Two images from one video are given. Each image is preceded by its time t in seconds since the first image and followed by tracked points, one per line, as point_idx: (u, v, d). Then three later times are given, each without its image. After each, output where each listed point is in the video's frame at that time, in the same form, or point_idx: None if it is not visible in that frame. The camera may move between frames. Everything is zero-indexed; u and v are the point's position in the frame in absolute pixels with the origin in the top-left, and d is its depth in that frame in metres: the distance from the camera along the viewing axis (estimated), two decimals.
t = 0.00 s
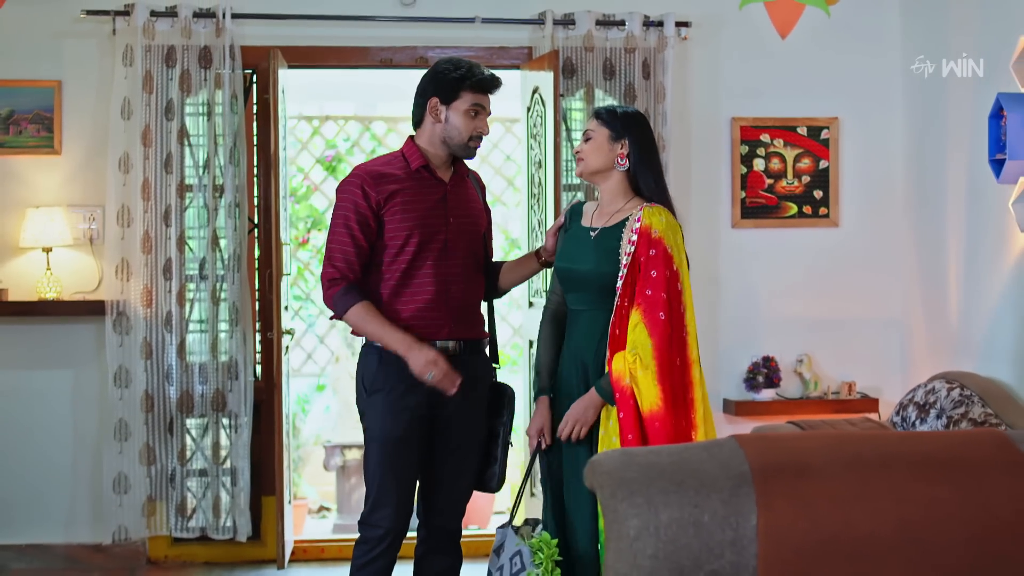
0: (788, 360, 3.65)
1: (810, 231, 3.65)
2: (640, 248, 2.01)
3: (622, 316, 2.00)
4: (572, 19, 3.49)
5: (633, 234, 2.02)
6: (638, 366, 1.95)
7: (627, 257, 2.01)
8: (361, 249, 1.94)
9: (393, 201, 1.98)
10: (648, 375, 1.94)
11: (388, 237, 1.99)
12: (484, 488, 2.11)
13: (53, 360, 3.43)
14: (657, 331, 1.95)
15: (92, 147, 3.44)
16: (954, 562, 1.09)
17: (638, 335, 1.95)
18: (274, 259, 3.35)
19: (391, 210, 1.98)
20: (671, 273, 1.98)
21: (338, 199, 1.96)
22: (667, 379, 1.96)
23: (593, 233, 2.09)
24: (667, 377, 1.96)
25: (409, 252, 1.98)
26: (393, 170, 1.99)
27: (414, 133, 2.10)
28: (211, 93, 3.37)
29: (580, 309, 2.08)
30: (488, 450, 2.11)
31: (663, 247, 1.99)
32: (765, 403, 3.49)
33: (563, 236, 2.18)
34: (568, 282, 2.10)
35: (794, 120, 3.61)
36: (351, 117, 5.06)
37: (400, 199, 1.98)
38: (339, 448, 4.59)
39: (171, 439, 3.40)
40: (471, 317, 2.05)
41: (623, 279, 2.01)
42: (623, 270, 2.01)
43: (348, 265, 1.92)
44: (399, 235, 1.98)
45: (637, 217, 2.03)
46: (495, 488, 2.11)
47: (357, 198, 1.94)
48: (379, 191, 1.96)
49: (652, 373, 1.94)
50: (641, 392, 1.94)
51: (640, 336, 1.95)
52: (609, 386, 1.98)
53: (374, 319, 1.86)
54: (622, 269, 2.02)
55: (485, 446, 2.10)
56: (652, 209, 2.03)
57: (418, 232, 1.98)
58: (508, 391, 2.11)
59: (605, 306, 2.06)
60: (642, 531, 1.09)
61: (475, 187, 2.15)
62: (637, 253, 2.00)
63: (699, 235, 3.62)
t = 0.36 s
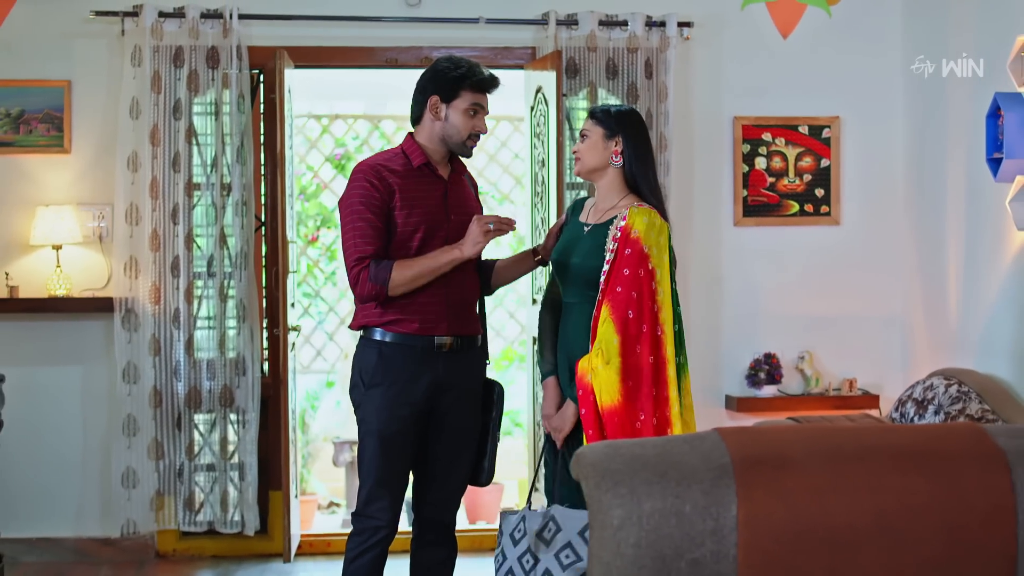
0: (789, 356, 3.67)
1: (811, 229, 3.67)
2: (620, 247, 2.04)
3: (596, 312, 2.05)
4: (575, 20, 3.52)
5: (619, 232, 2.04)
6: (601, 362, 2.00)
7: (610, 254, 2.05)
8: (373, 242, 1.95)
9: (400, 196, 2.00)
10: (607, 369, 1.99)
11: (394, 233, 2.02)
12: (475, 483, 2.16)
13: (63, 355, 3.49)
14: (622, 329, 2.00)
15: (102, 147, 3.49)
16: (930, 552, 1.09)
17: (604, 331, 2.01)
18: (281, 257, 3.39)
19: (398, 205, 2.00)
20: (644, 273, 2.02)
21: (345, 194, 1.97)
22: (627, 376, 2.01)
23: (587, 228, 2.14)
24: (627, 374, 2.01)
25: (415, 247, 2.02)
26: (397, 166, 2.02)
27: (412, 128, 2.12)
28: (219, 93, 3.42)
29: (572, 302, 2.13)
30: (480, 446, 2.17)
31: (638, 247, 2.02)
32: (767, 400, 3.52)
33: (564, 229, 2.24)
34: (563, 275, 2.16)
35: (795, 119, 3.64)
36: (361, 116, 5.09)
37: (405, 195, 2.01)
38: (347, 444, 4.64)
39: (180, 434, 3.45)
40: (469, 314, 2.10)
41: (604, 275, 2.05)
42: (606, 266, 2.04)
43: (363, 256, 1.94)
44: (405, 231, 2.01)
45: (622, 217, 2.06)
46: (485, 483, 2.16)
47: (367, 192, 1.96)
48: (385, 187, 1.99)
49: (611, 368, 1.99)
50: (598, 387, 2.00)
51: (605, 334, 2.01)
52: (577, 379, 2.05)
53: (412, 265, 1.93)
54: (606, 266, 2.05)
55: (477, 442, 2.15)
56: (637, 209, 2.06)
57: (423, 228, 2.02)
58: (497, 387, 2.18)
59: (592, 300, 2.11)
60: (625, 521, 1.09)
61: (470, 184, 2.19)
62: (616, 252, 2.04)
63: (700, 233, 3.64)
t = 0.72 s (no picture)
0: (797, 351, 3.68)
1: (819, 225, 3.68)
2: (638, 242, 2.06)
3: (610, 306, 2.06)
4: (585, 18, 3.54)
5: (637, 227, 2.07)
6: (620, 354, 2.01)
7: (628, 248, 2.07)
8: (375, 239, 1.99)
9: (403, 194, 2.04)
10: (625, 362, 2.00)
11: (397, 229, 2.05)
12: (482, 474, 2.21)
13: (79, 349, 3.54)
14: (643, 322, 2.02)
15: (117, 144, 3.54)
16: (916, 540, 1.12)
17: (623, 325, 2.02)
18: (293, 252, 3.43)
19: (401, 202, 2.04)
20: (662, 268, 2.04)
21: (349, 191, 2.01)
22: (647, 369, 2.03)
23: (598, 223, 2.15)
24: (647, 367, 2.03)
25: (418, 243, 2.05)
26: (402, 163, 2.05)
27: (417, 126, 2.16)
28: (233, 91, 3.47)
29: (580, 295, 2.15)
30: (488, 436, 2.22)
31: (657, 242, 2.05)
32: (774, 394, 3.54)
33: (569, 226, 2.25)
34: (570, 270, 2.17)
35: (803, 116, 3.64)
36: (376, 113, 5.10)
37: (409, 192, 2.04)
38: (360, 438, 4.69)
39: (193, 428, 3.50)
40: (473, 309, 2.13)
41: (621, 269, 2.06)
42: (623, 259, 2.06)
43: (364, 254, 1.98)
44: (408, 227, 2.05)
45: (639, 213, 2.09)
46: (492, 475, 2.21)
47: (370, 189, 1.99)
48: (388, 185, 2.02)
49: (630, 362, 2.00)
50: (617, 380, 2.00)
51: (624, 325, 2.02)
52: (592, 374, 2.05)
53: (415, 269, 1.98)
54: (621, 260, 2.07)
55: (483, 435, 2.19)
56: (655, 205, 2.09)
57: (426, 225, 2.05)
58: (507, 378, 2.22)
59: (602, 293, 2.12)
60: (617, 509, 1.11)
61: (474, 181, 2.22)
62: (633, 247, 2.06)
63: (709, 229, 3.66)
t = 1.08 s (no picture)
0: (801, 348, 3.70)
1: (823, 223, 3.70)
2: (638, 240, 2.09)
3: (610, 303, 2.10)
4: (590, 18, 3.57)
5: (636, 225, 2.11)
6: (619, 351, 2.04)
7: (628, 246, 2.10)
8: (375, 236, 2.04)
9: (403, 192, 2.07)
10: (625, 360, 2.04)
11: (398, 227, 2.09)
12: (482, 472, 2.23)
13: (90, 346, 3.59)
14: (642, 320, 2.05)
15: (128, 143, 3.58)
16: (896, 532, 1.15)
17: (623, 322, 2.05)
18: (301, 250, 3.48)
19: (401, 201, 2.07)
20: (662, 266, 2.07)
21: (350, 190, 2.06)
22: (646, 367, 2.06)
23: (598, 223, 2.18)
24: (646, 364, 2.06)
25: (418, 242, 2.09)
26: (403, 162, 2.09)
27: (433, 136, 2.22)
28: (242, 90, 3.51)
29: (579, 292, 2.18)
30: (488, 434, 2.24)
31: (657, 241, 2.08)
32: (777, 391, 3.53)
33: (568, 225, 2.28)
34: (569, 268, 2.20)
35: (807, 115, 3.66)
36: (388, 112, 5.13)
37: (409, 191, 2.08)
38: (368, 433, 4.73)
39: (204, 423, 3.55)
40: (474, 306, 2.16)
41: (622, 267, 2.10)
42: (623, 257, 2.10)
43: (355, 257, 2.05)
44: (408, 226, 2.08)
45: (639, 211, 2.12)
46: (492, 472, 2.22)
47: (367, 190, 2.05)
48: (389, 183, 2.07)
49: (630, 360, 2.03)
50: (615, 376, 2.04)
51: (624, 323, 2.05)
52: (591, 370, 2.08)
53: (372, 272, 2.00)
54: (621, 257, 2.11)
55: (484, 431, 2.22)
56: (654, 204, 2.11)
57: (427, 223, 2.09)
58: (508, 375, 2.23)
59: (602, 290, 2.15)
60: (605, 499, 1.14)
61: (479, 182, 2.25)
62: (633, 245, 2.09)
63: (713, 227, 3.68)
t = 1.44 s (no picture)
0: (806, 348, 3.71)
1: (827, 224, 3.72)
2: (637, 242, 2.12)
3: (609, 304, 2.13)
4: (596, 21, 3.60)
5: (635, 227, 2.14)
6: (619, 350, 2.08)
7: (627, 247, 2.13)
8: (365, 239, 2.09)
9: (393, 197, 2.12)
10: (625, 360, 2.07)
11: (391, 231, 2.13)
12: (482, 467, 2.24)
13: (102, 345, 3.64)
14: (641, 320, 2.08)
15: (139, 144, 3.62)
16: (881, 526, 1.18)
17: (622, 323, 2.08)
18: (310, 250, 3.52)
19: (392, 205, 2.12)
20: (661, 267, 2.11)
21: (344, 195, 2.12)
22: (646, 367, 2.10)
23: (597, 224, 2.21)
24: (646, 364, 2.10)
25: (412, 244, 2.11)
26: (394, 167, 2.13)
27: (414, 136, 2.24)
28: (252, 93, 3.56)
29: (580, 292, 2.21)
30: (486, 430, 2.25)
31: (656, 242, 2.11)
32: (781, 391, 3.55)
33: (568, 225, 2.31)
34: (569, 268, 2.24)
35: (812, 117, 3.68)
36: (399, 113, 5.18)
37: (399, 195, 2.12)
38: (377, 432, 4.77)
39: (214, 421, 3.60)
40: (470, 305, 2.18)
41: (621, 267, 2.13)
42: (622, 258, 2.13)
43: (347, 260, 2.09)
44: (400, 229, 2.11)
45: (638, 213, 2.15)
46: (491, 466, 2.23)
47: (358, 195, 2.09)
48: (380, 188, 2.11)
49: (629, 359, 2.07)
50: (615, 376, 2.07)
51: (623, 323, 2.08)
52: (591, 369, 2.11)
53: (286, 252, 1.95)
54: (620, 258, 2.14)
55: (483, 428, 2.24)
56: (653, 205, 2.15)
57: (419, 225, 2.12)
58: (505, 374, 2.23)
59: (601, 290, 2.18)
60: (597, 494, 1.17)
61: (479, 183, 2.27)
62: (632, 246, 2.13)
63: (718, 228, 3.70)
